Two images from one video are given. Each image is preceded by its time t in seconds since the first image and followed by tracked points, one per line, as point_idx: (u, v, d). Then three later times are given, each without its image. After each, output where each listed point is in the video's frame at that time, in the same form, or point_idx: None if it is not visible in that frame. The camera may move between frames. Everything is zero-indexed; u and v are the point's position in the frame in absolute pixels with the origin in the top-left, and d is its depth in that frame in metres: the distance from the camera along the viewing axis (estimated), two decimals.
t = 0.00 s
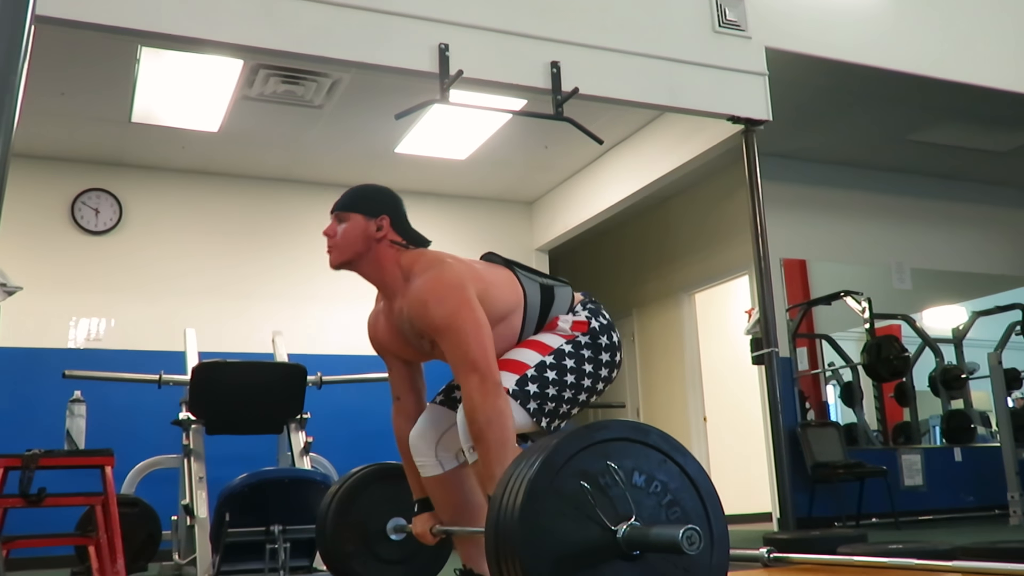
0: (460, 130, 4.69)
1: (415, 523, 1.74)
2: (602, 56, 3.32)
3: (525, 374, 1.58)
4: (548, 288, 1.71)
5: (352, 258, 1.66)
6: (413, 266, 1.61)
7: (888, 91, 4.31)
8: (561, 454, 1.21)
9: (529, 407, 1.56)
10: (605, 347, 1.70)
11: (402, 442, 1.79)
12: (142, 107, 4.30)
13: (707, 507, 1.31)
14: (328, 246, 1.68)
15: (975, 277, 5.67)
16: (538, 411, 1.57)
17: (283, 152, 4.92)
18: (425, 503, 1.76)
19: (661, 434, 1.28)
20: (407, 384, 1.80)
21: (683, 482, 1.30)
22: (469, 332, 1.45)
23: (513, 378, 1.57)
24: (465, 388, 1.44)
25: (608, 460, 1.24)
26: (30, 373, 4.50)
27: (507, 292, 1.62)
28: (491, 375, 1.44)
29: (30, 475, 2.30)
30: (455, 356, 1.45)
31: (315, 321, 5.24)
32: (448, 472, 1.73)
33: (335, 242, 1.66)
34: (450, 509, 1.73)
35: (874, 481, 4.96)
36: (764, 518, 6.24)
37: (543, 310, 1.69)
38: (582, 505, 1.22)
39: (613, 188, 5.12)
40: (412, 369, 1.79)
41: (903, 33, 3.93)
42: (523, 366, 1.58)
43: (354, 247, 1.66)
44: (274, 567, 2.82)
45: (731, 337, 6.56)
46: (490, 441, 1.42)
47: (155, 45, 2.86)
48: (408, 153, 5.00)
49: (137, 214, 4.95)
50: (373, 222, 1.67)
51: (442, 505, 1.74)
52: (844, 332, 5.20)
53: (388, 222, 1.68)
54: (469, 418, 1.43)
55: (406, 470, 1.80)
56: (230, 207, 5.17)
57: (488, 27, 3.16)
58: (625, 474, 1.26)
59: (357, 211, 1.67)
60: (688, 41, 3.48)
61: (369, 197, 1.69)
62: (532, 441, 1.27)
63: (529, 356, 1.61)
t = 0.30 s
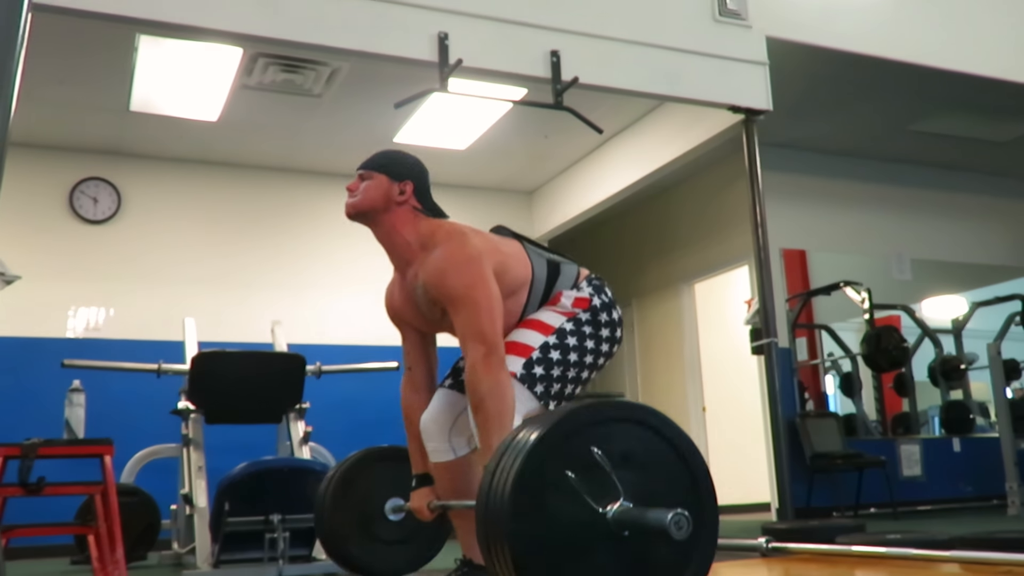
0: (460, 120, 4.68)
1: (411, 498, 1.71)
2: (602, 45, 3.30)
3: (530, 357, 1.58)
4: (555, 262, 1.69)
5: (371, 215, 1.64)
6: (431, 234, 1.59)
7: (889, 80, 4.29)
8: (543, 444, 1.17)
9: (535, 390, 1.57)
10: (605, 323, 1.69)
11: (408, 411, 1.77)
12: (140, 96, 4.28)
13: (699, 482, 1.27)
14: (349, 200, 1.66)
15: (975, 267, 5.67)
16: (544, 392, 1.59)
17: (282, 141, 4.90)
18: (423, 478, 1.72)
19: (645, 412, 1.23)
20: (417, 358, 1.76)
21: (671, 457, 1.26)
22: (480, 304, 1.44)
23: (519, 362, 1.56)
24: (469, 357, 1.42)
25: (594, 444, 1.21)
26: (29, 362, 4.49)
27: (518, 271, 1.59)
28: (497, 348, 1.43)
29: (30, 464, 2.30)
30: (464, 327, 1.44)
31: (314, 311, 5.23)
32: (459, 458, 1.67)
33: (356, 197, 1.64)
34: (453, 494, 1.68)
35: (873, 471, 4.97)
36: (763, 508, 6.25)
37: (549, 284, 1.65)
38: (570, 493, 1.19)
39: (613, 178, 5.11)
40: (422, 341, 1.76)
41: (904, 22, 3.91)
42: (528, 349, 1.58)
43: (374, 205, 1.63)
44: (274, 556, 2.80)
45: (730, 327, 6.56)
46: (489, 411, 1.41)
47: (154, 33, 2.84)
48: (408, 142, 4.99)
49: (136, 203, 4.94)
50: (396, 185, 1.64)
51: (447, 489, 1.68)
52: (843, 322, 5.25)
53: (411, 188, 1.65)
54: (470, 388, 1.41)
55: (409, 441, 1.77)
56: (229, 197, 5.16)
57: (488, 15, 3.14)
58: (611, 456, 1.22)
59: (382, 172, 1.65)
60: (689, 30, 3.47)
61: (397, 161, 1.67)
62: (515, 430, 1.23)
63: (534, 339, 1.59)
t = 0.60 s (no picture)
0: (460, 112, 4.67)
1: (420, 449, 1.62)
2: (601, 37, 3.29)
3: (540, 338, 1.59)
4: (551, 219, 1.65)
5: (362, 168, 1.60)
6: (424, 183, 1.57)
7: (889, 72, 4.28)
8: (548, 372, 1.24)
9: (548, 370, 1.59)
10: (597, 280, 1.69)
11: (412, 367, 1.71)
12: (139, 87, 4.26)
13: (703, 404, 1.34)
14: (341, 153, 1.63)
15: (975, 260, 5.67)
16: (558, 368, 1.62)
17: (282, 134, 4.89)
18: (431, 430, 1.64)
19: (644, 340, 1.31)
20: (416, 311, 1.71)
21: (672, 382, 1.33)
22: (475, 252, 1.46)
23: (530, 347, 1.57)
24: (468, 304, 1.46)
25: (596, 369, 1.28)
26: (29, 355, 4.48)
27: (513, 216, 1.60)
28: (494, 293, 1.46)
29: (30, 456, 2.31)
30: (461, 275, 1.46)
31: (314, 304, 5.24)
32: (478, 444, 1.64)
33: (346, 150, 1.61)
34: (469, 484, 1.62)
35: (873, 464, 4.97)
36: (763, 501, 6.26)
37: (541, 243, 1.63)
38: (575, 417, 1.26)
39: (613, 171, 5.10)
40: (421, 294, 1.72)
41: (905, 14, 3.90)
42: (537, 330, 1.58)
43: (365, 159, 1.59)
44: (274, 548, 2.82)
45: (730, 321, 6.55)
46: (489, 352, 1.45)
47: (153, 25, 2.84)
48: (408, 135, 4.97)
49: (136, 196, 4.93)
50: (386, 137, 1.61)
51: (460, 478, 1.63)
52: (842, 315, 5.27)
53: (402, 138, 1.62)
54: (470, 334, 1.46)
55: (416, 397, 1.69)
56: (229, 190, 5.15)
57: (487, 7, 3.14)
58: (613, 382, 1.29)
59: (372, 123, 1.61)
60: (691, 22, 3.46)
61: (385, 111, 1.63)
62: (520, 360, 1.30)
63: (538, 317, 1.59)
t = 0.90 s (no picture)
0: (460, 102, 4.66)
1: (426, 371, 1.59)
2: (602, 26, 3.27)
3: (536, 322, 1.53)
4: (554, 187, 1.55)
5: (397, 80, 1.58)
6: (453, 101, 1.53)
7: (890, 62, 4.27)
8: (542, 262, 1.16)
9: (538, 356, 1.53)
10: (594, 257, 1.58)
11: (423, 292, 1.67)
12: (139, 76, 4.25)
13: (705, 303, 1.26)
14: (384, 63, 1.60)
15: (975, 250, 5.67)
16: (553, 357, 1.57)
17: (282, 122, 4.88)
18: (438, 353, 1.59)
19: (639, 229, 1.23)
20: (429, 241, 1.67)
21: (674, 270, 1.25)
22: (487, 165, 1.41)
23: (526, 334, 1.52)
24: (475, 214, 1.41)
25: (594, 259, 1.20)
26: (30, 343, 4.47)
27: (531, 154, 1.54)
28: (503, 209, 1.41)
29: (31, 444, 2.31)
30: (471, 185, 1.42)
31: (313, 293, 5.23)
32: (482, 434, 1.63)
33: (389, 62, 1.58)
34: (474, 470, 1.63)
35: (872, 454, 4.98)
36: (761, 491, 6.28)
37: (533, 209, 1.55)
38: (573, 307, 1.17)
39: (613, 161, 5.09)
40: (438, 228, 1.68)
41: (907, 3, 3.89)
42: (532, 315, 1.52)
43: (403, 71, 1.57)
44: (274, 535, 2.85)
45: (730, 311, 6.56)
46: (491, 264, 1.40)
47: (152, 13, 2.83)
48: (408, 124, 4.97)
49: (136, 184, 4.93)
50: (428, 54, 1.57)
51: (466, 464, 1.64)
52: (843, 305, 5.29)
53: (444, 58, 1.58)
54: (474, 248, 1.41)
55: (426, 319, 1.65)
56: (229, 179, 5.15)
57: None
58: (612, 272, 1.21)
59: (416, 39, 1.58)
60: (693, 11, 3.45)
61: (432, 32, 1.60)
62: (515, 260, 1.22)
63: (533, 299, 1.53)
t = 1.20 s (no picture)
0: (460, 90, 4.66)
1: (424, 287, 1.72)
2: (603, 13, 3.26)
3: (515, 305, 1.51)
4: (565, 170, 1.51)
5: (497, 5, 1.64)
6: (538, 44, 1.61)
7: (891, 49, 4.26)
8: (523, 146, 1.25)
9: (524, 342, 1.53)
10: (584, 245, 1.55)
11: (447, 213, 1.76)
12: (139, 65, 4.25)
13: (670, 197, 1.37)
14: None
15: (975, 237, 5.66)
16: (533, 342, 1.54)
17: (281, 110, 4.88)
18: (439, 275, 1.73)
19: (612, 120, 1.33)
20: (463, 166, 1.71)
21: (640, 160, 1.36)
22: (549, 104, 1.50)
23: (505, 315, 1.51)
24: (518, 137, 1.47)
25: (569, 142, 1.30)
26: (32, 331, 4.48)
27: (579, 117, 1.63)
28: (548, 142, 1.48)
29: (33, 432, 2.32)
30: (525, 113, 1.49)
31: (314, 282, 5.24)
32: (475, 420, 1.66)
33: None
34: (470, 459, 1.65)
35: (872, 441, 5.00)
36: (761, 478, 6.30)
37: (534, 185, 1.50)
38: (551, 186, 1.26)
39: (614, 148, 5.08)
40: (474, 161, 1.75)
41: None
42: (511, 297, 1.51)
43: None
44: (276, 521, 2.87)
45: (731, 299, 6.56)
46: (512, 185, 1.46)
47: None
48: (408, 112, 4.96)
49: (136, 173, 4.93)
50: None
51: (462, 452, 1.66)
52: (842, 293, 5.25)
53: None
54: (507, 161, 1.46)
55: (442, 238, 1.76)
56: (229, 167, 5.15)
57: None
58: (588, 158, 1.30)
59: None
60: None
61: None
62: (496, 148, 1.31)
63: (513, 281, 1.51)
